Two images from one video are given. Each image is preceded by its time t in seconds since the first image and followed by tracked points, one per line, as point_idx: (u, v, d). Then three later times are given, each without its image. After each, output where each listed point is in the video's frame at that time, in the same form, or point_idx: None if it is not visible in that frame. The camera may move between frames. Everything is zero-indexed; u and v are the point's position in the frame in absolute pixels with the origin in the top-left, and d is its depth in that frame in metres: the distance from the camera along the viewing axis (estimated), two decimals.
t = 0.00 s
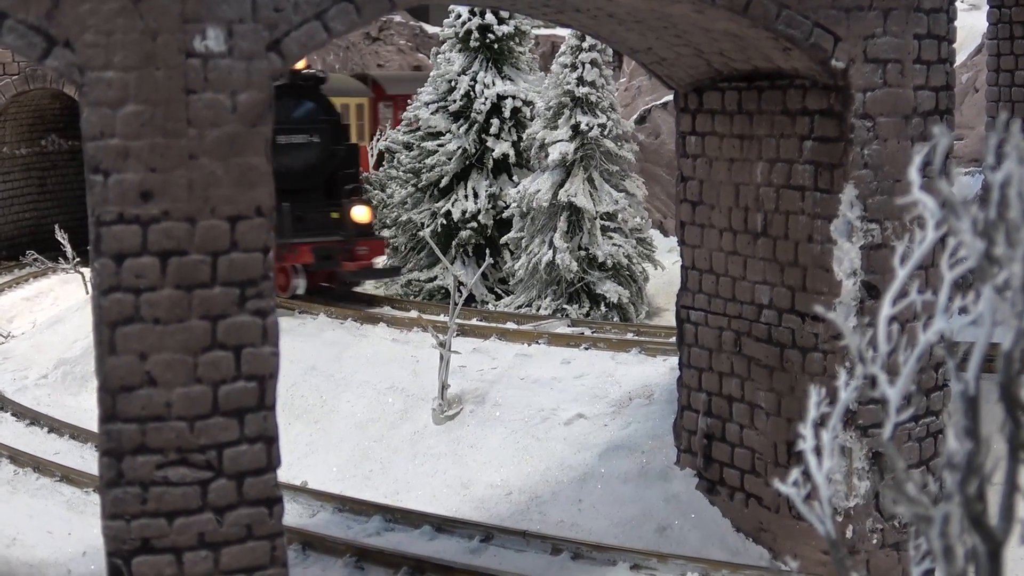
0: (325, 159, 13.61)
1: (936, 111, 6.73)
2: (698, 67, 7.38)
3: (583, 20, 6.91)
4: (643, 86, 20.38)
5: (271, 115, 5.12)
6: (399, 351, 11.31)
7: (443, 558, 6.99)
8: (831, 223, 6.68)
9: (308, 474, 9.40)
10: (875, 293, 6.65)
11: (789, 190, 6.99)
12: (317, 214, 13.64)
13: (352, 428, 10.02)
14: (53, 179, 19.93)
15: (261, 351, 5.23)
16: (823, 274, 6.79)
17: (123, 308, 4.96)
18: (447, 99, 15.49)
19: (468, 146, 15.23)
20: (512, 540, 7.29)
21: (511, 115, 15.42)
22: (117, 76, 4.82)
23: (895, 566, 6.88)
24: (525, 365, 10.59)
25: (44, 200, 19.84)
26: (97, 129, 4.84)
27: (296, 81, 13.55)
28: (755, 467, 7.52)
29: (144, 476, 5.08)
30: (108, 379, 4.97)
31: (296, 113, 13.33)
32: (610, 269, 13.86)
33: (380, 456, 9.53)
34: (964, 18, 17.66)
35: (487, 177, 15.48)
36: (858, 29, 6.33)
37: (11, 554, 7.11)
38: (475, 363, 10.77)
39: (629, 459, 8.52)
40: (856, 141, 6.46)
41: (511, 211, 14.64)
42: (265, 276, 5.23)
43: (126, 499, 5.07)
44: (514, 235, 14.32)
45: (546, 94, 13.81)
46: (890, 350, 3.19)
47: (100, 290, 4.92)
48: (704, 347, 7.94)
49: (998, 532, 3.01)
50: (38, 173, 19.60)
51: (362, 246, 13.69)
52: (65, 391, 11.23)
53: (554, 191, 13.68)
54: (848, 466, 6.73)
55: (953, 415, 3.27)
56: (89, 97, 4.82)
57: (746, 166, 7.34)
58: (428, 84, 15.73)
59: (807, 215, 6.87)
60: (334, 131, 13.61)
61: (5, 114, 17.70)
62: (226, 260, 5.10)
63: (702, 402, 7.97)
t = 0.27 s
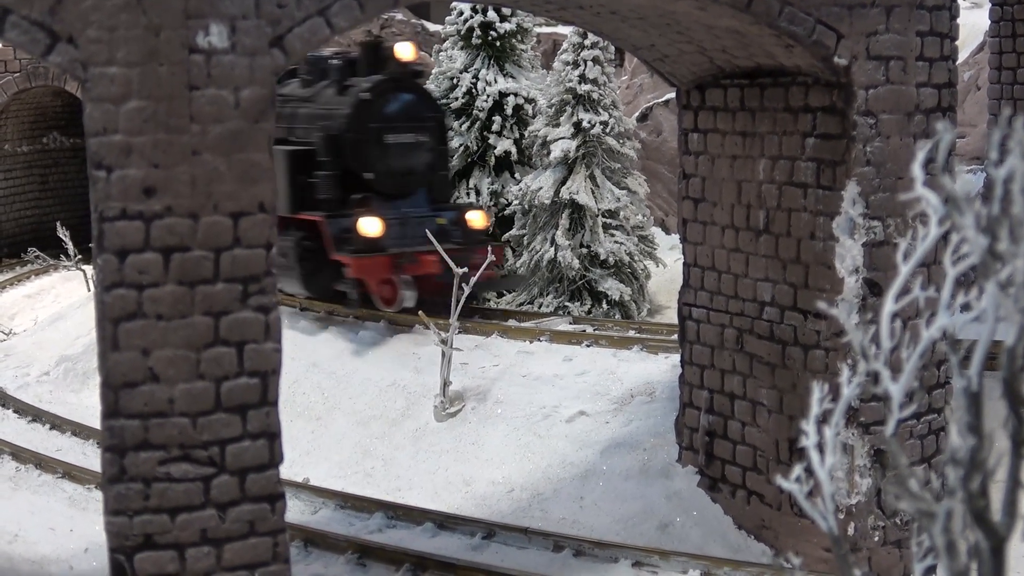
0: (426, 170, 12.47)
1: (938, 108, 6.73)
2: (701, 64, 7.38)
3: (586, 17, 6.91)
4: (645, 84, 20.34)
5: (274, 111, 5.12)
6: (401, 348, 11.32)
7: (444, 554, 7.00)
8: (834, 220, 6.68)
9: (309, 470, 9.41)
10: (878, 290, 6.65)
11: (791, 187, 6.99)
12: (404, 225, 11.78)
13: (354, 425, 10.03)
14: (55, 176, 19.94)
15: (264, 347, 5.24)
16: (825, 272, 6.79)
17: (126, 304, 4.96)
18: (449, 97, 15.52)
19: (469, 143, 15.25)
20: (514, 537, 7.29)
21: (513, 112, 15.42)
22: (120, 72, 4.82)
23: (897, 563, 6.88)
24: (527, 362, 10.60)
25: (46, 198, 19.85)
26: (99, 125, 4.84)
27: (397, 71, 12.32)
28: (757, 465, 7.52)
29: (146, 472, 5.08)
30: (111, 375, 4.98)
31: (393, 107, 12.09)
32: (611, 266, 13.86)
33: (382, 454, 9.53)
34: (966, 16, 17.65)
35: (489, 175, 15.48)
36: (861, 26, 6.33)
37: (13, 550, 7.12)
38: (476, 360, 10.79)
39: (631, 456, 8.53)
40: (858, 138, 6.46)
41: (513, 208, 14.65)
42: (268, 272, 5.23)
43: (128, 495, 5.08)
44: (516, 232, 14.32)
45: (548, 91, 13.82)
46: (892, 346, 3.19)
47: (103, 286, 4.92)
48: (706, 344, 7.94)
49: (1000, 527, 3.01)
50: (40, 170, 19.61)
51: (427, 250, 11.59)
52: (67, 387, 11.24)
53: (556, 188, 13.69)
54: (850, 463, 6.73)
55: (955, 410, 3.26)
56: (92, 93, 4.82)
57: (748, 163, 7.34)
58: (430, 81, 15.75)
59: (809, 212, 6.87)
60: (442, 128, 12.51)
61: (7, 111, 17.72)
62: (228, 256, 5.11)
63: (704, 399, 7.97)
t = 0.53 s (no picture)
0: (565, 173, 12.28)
1: (939, 107, 6.71)
2: (701, 62, 7.38)
3: (588, 16, 6.90)
4: (646, 82, 20.32)
5: (274, 109, 5.11)
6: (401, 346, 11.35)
7: (445, 553, 6.99)
8: (834, 219, 6.67)
9: (308, 468, 9.41)
10: (878, 289, 6.62)
11: (792, 185, 6.98)
12: (568, 232, 11.86)
13: (354, 423, 10.03)
14: (56, 174, 19.94)
15: (263, 345, 5.23)
16: (826, 270, 6.78)
17: (125, 302, 4.95)
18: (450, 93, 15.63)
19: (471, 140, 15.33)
20: (514, 536, 7.29)
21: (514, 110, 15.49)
22: (119, 69, 4.82)
23: (897, 563, 6.87)
24: (527, 360, 10.61)
25: (47, 195, 19.84)
26: (99, 123, 4.84)
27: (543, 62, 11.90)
28: (758, 463, 7.51)
29: (146, 470, 5.07)
30: (110, 373, 4.97)
31: (540, 97, 11.79)
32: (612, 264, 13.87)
33: (382, 452, 9.53)
34: (968, 15, 17.65)
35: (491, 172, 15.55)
36: (862, 24, 6.32)
37: (13, 548, 7.13)
38: (476, 359, 10.81)
39: (631, 455, 8.52)
40: (859, 137, 6.44)
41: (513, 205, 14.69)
42: (268, 270, 5.22)
43: (128, 493, 5.07)
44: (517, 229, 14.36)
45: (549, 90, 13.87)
46: (894, 344, 3.18)
47: (103, 284, 4.92)
48: (706, 343, 7.93)
49: (1000, 526, 2.99)
50: (41, 168, 19.60)
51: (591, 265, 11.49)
52: (67, 385, 11.24)
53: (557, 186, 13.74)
54: (850, 462, 6.72)
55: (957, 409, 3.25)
56: (92, 90, 4.82)
57: (749, 161, 7.33)
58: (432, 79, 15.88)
59: (810, 211, 6.87)
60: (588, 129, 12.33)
61: (8, 109, 17.75)
62: (228, 254, 5.10)
63: (704, 398, 7.96)
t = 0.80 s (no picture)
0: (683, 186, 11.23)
1: (939, 105, 6.69)
2: (701, 60, 7.36)
3: (587, 13, 6.88)
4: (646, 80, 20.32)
5: (270, 107, 5.09)
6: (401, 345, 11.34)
7: (442, 552, 6.97)
8: (833, 218, 6.65)
9: (307, 466, 9.39)
10: (878, 288, 6.57)
11: (791, 183, 6.96)
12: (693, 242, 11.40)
13: (352, 422, 10.01)
14: (56, 173, 19.92)
15: (260, 343, 5.21)
16: (825, 269, 6.76)
17: (121, 300, 4.93)
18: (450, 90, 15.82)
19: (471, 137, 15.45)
20: (512, 535, 7.27)
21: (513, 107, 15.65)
22: (116, 67, 4.80)
23: (896, 562, 6.85)
24: (527, 359, 10.60)
25: (47, 194, 19.81)
26: (95, 120, 4.81)
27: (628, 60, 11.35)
28: (756, 463, 7.49)
29: (141, 469, 5.06)
30: (106, 372, 4.95)
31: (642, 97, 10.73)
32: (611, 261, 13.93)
33: (380, 450, 9.51)
34: (968, 14, 17.66)
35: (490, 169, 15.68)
36: (862, 22, 6.30)
37: (10, 546, 7.12)
38: (475, 358, 10.81)
39: (630, 454, 8.50)
40: (859, 135, 6.40)
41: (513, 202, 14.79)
42: (264, 268, 5.20)
43: (123, 492, 5.05)
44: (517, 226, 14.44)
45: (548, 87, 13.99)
46: (892, 343, 3.16)
47: (98, 282, 4.90)
48: (705, 341, 7.92)
49: (998, 526, 2.97)
50: (41, 166, 19.58)
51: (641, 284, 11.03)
52: (65, 384, 11.23)
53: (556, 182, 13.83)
54: (849, 462, 6.70)
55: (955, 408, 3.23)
56: (87, 88, 4.80)
57: (748, 160, 7.32)
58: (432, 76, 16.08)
59: (809, 209, 6.85)
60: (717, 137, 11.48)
61: (7, 107, 17.77)
62: (224, 253, 5.08)
63: (703, 397, 7.94)
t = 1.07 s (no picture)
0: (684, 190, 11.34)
1: (940, 99, 6.67)
2: (701, 55, 7.34)
3: (587, 7, 6.85)
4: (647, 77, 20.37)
5: (269, 99, 5.07)
6: (401, 340, 11.33)
7: (442, 547, 6.96)
8: (834, 212, 6.63)
9: (306, 461, 9.37)
10: (879, 282, 6.56)
11: (792, 178, 6.94)
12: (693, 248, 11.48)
13: (352, 417, 10.00)
14: (57, 169, 19.92)
15: (258, 337, 5.19)
16: (826, 263, 6.74)
17: (119, 293, 4.92)
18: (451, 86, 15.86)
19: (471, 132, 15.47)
20: (511, 530, 7.24)
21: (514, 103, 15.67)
22: (114, 59, 4.78)
23: (897, 558, 6.83)
24: (527, 355, 10.59)
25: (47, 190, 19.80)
26: (93, 112, 4.80)
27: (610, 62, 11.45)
28: (757, 458, 7.47)
29: (140, 462, 5.04)
30: (104, 365, 4.94)
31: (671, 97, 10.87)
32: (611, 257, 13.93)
33: (380, 446, 9.49)
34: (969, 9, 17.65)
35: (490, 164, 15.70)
36: (863, 16, 6.27)
37: (9, 541, 7.10)
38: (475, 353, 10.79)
39: (630, 449, 8.49)
40: (859, 129, 6.38)
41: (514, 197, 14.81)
42: (263, 261, 5.19)
43: (121, 486, 5.04)
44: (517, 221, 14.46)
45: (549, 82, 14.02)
46: (893, 335, 3.15)
47: (96, 275, 4.88)
48: (705, 336, 7.91)
49: (1000, 518, 2.95)
50: (41, 163, 19.57)
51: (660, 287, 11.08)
52: (64, 379, 11.22)
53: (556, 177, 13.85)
54: (850, 457, 6.68)
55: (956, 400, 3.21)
56: (85, 80, 4.78)
57: (749, 154, 7.30)
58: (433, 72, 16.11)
59: (809, 204, 6.83)
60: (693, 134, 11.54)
61: (7, 103, 17.79)
62: (222, 246, 5.07)
63: (703, 392, 7.93)
